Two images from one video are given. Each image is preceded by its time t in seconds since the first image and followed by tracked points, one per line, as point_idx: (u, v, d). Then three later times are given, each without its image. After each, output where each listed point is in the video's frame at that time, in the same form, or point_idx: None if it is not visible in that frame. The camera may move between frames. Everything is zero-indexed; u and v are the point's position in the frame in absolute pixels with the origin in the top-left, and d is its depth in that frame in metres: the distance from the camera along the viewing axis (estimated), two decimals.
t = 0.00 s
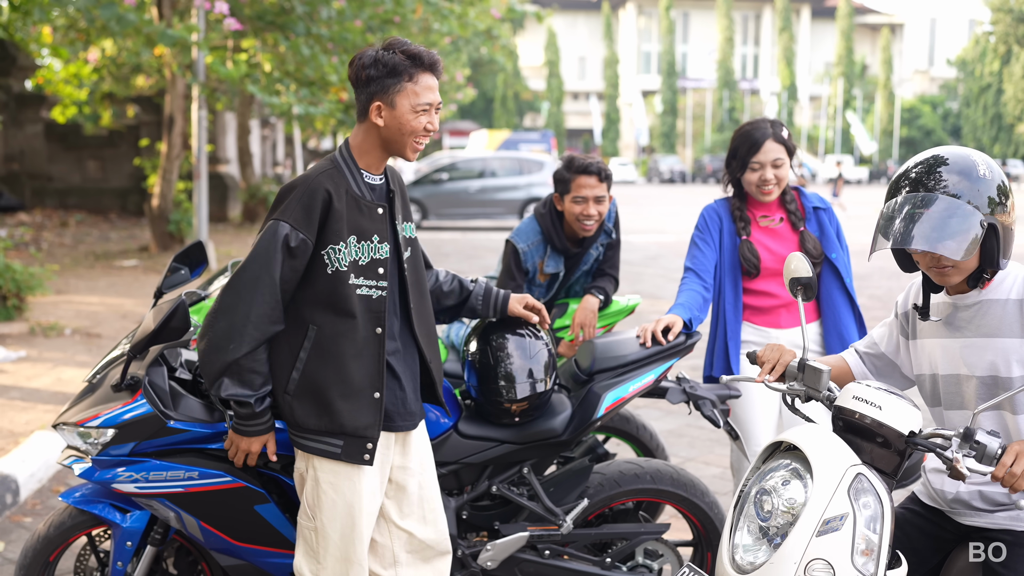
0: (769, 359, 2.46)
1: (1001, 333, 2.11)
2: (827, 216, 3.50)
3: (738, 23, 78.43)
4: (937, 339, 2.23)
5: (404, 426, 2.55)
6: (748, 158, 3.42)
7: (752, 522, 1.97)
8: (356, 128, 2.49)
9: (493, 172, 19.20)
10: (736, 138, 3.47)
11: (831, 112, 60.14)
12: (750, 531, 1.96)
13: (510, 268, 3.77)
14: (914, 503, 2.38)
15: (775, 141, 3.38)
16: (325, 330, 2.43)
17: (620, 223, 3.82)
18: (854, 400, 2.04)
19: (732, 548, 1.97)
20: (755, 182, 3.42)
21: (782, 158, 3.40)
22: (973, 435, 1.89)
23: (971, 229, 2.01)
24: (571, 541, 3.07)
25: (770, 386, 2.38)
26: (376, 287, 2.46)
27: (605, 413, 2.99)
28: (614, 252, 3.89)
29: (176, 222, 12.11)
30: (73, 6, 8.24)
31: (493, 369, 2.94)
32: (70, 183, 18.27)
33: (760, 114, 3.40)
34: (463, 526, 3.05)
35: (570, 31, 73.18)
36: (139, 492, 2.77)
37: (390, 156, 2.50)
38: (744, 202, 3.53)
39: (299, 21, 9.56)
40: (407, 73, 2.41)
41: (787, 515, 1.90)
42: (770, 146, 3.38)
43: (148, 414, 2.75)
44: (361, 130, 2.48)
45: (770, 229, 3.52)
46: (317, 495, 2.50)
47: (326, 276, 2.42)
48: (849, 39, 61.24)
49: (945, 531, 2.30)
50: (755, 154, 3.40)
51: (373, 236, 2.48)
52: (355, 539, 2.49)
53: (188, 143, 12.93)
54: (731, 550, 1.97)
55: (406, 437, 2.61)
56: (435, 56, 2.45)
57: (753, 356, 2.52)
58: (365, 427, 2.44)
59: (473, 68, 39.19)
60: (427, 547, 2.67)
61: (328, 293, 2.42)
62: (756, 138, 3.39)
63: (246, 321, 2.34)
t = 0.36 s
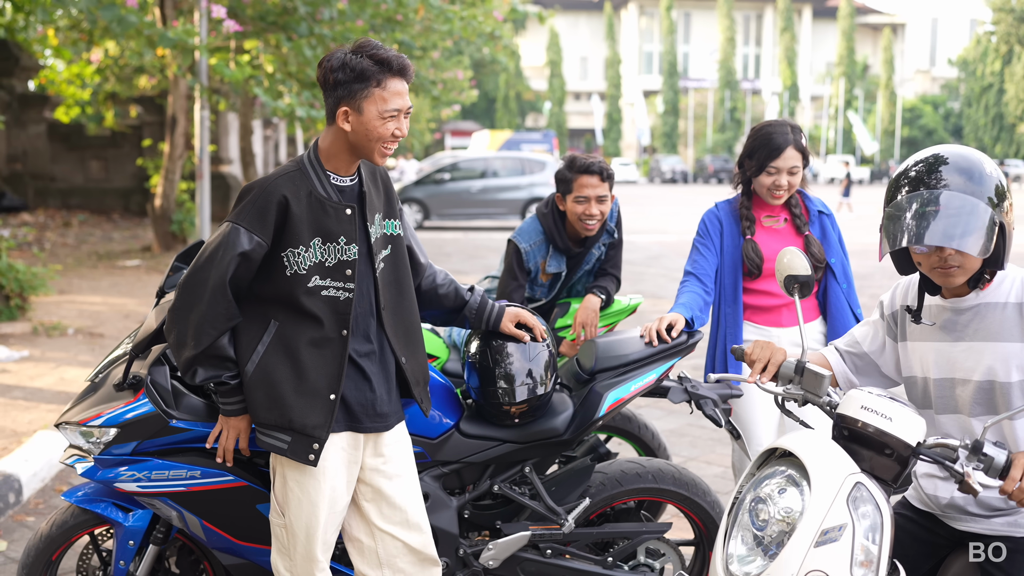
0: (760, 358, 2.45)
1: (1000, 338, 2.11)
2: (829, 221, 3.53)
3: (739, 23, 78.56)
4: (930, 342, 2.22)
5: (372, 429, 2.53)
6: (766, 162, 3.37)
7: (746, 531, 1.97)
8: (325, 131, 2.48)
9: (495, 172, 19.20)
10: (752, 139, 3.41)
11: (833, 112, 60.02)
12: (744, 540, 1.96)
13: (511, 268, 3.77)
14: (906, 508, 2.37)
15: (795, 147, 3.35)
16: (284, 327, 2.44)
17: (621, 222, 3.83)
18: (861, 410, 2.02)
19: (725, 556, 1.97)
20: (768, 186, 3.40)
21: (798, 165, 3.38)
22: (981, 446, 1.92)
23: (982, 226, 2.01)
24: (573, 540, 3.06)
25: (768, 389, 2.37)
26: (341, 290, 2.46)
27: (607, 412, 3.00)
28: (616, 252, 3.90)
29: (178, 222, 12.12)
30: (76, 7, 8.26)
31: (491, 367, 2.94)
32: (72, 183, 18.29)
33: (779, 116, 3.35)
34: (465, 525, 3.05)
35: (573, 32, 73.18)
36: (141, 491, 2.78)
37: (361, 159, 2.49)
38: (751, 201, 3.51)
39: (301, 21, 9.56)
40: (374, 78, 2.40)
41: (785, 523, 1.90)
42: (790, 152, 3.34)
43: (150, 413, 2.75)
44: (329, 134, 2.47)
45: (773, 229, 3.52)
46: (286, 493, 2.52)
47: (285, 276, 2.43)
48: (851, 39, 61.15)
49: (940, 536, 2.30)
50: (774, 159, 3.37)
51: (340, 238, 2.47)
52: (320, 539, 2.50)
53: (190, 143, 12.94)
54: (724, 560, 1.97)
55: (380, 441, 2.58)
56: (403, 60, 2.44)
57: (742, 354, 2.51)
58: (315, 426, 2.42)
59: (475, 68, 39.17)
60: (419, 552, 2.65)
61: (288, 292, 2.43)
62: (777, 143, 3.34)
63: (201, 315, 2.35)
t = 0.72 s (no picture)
0: (751, 363, 2.40)
1: (1008, 346, 2.07)
2: (830, 222, 3.56)
3: (740, 23, 78.52)
4: (935, 346, 2.18)
5: (370, 428, 2.53)
6: (772, 163, 3.36)
7: (738, 553, 1.90)
8: (308, 132, 2.49)
9: (497, 172, 19.21)
10: (758, 139, 3.40)
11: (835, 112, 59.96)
12: (736, 562, 1.89)
13: (513, 267, 3.76)
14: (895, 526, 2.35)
15: (801, 148, 3.34)
16: (266, 327, 2.44)
17: (623, 222, 3.83)
18: (872, 429, 1.95)
19: None
20: (774, 187, 3.39)
21: (803, 165, 3.38)
22: (989, 467, 1.91)
23: (1006, 214, 1.95)
24: (575, 541, 3.06)
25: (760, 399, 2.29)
26: (322, 292, 2.45)
27: (609, 413, 3.00)
28: (617, 251, 3.90)
29: (180, 222, 12.13)
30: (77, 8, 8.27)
31: (492, 366, 2.95)
32: (74, 184, 18.31)
33: (784, 117, 3.34)
34: (467, 525, 3.06)
35: (574, 32, 73.20)
36: (142, 491, 2.77)
37: (345, 158, 2.49)
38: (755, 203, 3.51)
39: (303, 21, 9.56)
40: (350, 74, 2.40)
41: (782, 543, 1.84)
42: (796, 153, 3.34)
43: (152, 413, 2.75)
44: (311, 135, 2.48)
45: (777, 231, 3.53)
46: (285, 492, 2.52)
47: (265, 277, 2.43)
48: (853, 39, 61.08)
49: (932, 553, 2.28)
50: (779, 160, 3.36)
51: (322, 240, 2.46)
52: (318, 539, 2.51)
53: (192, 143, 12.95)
54: None
55: (377, 441, 2.57)
56: (380, 55, 2.44)
57: (729, 358, 2.44)
58: (283, 428, 2.42)
59: (477, 69, 39.15)
60: (414, 552, 2.64)
61: (268, 293, 2.44)
62: (783, 144, 3.33)
63: (179, 311, 2.37)
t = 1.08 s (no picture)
0: (755, 377, 2.12)
1: None
2: (841, 224, 3.53)
3: (743, 22, 78.51)
4: (960, 353, 1.98)
5: (376, 427, 2.52)
6: (777, 157, 3.39)
7: None
8: (309, 130, 2.50)
9: (499, 172, 19.21)
10: (763, 135, 3.44)
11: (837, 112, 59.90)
12: None
13: (515, 267, 3.76)
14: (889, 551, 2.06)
15: (806, 143, 3.37)
16: (273, 327, 2.44)
17: (625, 222, 3.82)
18: (892, 456, 1.74)
19: None
20: (780, 182, 3.40)
21: (810, 161, 3.39)
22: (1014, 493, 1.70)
23: None
24: (576, 541, 3.05)
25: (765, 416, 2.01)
26: (329, 289, 2.45)
27: (609, 413, 3.00)
28: (619, 251, 3.88)
29: (182, 222, 12.14)
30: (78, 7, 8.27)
31: (495, 367, 2.93)
32: (76, 184, 18.32)
33: (789, 114, 3.40)
34: (469, 525, 3.06)
35: (576, 31, 73.16)
36: (144, 491, 2.77)
37: (346, 155, 2.50)
38: (762, 200, 3.51)
39: (305, 21, 9.57)
40: (349, 68, 2.42)
41: None
42: (801, 148, 3.36)
43: (153, 413, 2.75)
44: (313, 132, 2.49)
45: (784, 230, 3.53)
46: (289, 493, 2.51)
47: (271, 276, 2.43)
48: (855, 39, 60.99)
49: None
50: (786, 154, 3.38)
51: (326, 237, 2.47)
52: (324, 539, 2.50)
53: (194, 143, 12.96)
54: None
55: (381, 440, 2.57)
56: (377, 48, 2.46)
57: (730, 369, 2.16)
58: (298, 427, 2.42)
59: (479, 69, 39.15)
60: (419, 552, 2.63)
61: (275, 293, 2.44)
62: (787, 138, 3.37)
63: (187, 313, 2.37)
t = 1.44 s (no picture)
0: (754, 393, 1.92)
1: None
2: (858, 228, 3.53)
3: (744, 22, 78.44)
4: (981, 364, 1.89)
5: (380, 424, 2.52)
6: (791, 148, 3.40)
7: None
8: (314, 127, 2.51)
9: (500, 172, 19.20)
10: (780, 130, 3.46)
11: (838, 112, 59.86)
12: None
13: (515, 267, 3.76)
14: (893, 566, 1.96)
15: (821, 135, 3.38)
16: (280, 324, 2.44)
17: (625, 223, 3.81)
18: (909, 479, 1.64)
19: None
20: (796, 175, 3.41)
21: (825, 154, 3.39)
22: None
23: None
24: (577, 541, 3.05)
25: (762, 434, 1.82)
26: (335, 285, 2.45)
27: (609, 413, 2.99)
28: (619, 252, 3.86)
29: (182, 222, 12.14)
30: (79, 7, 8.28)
31: (496, 367, 2.93)
32: (77, 184, 18.33)
33: (806, 110, 3.43)
34: (469, 525, 3.06)
35: (578, 31, 73.14)
36: (144, 492, 2.77)
37: (350, 151, 2.51)
38: (779, 198, 3.51)
39: (306, 20, 9.58)
40: (348, 62, 2.44)
41: None
42: (815, 141, 3.38)
43: (154, 412, 2.75)
44: (317, 129, 2.50)
45: (801, 229, 3.51)
46: (291, 492, 2.52)
47: (277, 272, 2.43)
48: (857, 39, 60.93)
49: None
50: (799, 145, 3.39)
51: (332, 232, 2.47)
52: (327, 538, 2.50)
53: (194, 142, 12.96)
54: None
55: (382, 439, 2.56)
56: (376, 42, 2.47)
57: (724, 385, 1.96)
58: (308, 422, 2.42)
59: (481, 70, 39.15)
60: (415, 552, 2.62)
61: (282, 289, 2.43)
62: (801, 131, 3.39)
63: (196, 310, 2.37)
